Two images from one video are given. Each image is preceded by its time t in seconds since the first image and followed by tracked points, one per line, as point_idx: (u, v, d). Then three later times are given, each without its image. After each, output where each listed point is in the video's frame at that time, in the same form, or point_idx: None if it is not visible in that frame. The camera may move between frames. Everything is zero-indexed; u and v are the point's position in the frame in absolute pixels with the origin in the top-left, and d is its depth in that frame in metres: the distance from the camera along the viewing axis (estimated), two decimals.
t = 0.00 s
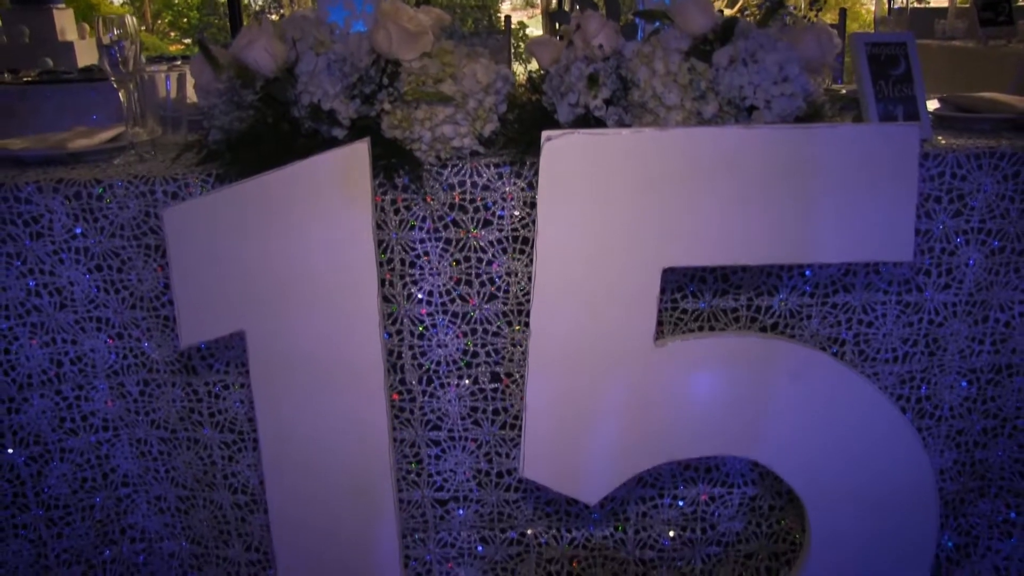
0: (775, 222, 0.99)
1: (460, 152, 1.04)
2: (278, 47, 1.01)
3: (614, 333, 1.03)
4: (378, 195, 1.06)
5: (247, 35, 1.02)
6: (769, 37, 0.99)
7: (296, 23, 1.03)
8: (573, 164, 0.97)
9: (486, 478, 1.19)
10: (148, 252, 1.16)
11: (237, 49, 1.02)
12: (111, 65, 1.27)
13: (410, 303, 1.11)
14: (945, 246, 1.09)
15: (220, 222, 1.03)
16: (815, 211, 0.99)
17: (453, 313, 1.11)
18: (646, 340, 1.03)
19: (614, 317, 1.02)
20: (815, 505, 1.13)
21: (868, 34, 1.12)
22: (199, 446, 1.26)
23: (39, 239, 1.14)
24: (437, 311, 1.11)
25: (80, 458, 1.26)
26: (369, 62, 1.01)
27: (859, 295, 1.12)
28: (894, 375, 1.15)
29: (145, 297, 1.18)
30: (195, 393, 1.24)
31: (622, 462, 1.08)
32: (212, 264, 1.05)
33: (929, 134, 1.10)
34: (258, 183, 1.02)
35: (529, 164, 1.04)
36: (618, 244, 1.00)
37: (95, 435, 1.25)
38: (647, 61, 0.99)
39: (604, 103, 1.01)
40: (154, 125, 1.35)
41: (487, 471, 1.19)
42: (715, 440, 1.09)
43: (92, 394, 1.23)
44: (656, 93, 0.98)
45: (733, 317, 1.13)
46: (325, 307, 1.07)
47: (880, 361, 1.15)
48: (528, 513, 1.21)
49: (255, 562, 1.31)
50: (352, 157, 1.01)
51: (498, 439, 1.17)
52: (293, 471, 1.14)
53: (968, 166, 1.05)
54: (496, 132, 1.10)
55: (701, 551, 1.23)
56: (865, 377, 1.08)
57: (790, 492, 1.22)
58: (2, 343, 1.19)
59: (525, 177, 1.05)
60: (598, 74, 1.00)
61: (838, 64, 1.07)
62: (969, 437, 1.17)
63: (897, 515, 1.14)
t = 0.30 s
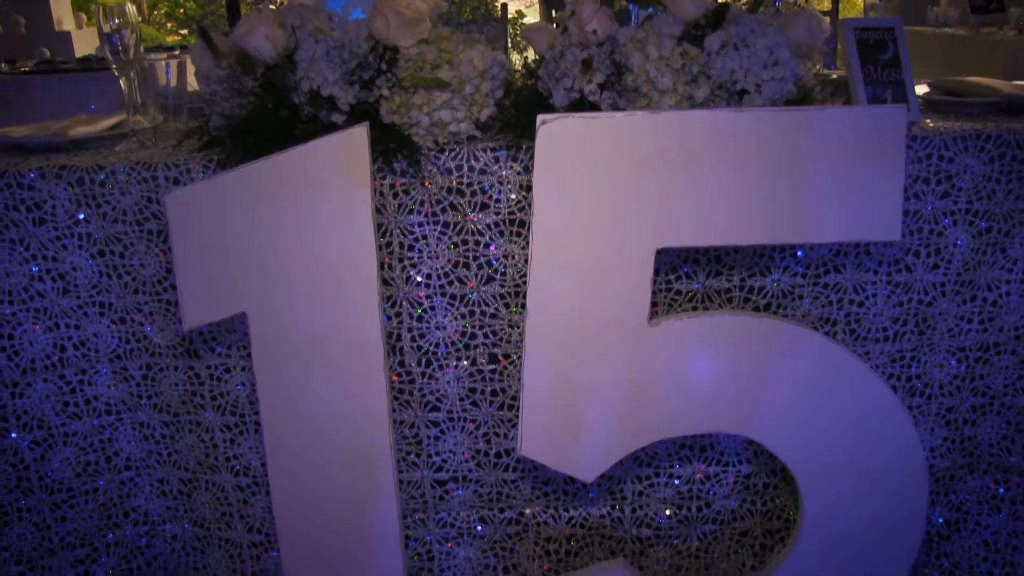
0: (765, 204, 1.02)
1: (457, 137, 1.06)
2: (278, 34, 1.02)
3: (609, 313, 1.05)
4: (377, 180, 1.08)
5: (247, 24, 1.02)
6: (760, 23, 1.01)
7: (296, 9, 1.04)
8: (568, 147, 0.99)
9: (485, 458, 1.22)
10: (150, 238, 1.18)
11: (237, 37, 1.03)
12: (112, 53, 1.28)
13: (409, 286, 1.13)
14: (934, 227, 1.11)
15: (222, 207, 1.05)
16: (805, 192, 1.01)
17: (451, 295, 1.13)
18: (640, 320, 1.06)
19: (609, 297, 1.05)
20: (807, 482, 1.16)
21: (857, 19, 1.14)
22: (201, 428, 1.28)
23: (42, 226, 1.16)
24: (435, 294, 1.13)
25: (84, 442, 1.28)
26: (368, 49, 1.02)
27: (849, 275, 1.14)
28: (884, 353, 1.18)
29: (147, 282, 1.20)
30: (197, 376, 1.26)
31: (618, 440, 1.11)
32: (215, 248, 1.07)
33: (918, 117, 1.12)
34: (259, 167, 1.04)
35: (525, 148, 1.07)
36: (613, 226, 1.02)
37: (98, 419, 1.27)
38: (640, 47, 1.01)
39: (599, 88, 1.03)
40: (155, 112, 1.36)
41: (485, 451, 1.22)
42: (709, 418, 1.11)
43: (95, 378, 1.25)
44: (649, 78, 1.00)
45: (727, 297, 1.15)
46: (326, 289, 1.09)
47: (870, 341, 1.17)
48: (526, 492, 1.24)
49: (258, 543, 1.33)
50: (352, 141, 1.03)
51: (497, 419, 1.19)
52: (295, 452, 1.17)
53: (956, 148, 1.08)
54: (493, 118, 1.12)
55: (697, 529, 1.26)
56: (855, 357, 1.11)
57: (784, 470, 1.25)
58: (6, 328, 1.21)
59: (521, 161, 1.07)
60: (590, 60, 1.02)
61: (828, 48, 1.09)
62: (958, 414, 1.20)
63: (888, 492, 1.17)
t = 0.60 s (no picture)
0: (759, 196, 1.03)
1: (456, 130, 1.07)
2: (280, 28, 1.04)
3: (605, 303, 1.07)
4: (376, 172, 1.10)
5: (248, 18, 1.04)
6: (753, 17, 1.03)
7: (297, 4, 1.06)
8: (566, 139, 1.01)
9: (483, 448, 1.24)
10: (152, 229, 1.19)
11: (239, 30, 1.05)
12: (113, 45, 1.31)
13: (409, 277, 1.14)
14: (925, 219, 1.13)
15: (224, 198, 1.07)
16: (799, 184, 1.03)
17: (450, 286, 1.15)
18: (636, 311, 1.08)
19: (606, 288, 1.06)
20: (800, 469, 1.17)
21: (850, 14, 1.16)
22: (202, 418, 1.29)
23: (45, 217, 1.17)
24: (434, 284, 1.15)
25: (86, 431, 1.29)
26: (368, 42, 1.04)
27: (842, 267, 1.16)
28: (877, 344, 1.20)
29: (149, 273, 1.21)
30: (199, 366, 1.27)
31: (614, 428, 1.12)
32: (218, 239, 1.08)
33: (910, 111, 1.14)
34: (261, 158, 1.05)
35: (523, 141, 1.08)
36: (609, 216, 1.04)
37: (100, 408, 1.28)
38: (636, 41, 1.02)
39: (595, 82, 1.04)
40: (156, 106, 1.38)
41: (483, 441, 1.23)
42: (703, 407, 1.13)
43: (97, 368, 1.26)
44: (645, 71, 1.02)
45: (722, 289, 1.17)
46: (326, 279, 1.10)
47: (863, 332, 1.19)
48: (524, 481, 1.25)
49: (258, 532, 1.35)
50: (353, 133, 1.04)
51: (495, 409, 1.21)
52: (296, 441, 1.18)
53: (947, 141, 1.09)
54: (491, 111, 1.13)
55: (692, 517, 1.28)
56: (848, 347, 1.13)
57: (778, 459, 1.27)
58: (9, 318, 1.22)
59: (519, 153, 1.09)
60: (587, 54, 1.03)
61: (821, 43, 1.10)
62: (950, 404, 1.22)
63: (880, 481, 1.19)
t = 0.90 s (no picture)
0: (757, 191, 1.05)
1: (457, 123, 1.08)
2: (284, 21, 1.05)
3: (605, 296, 1.08)
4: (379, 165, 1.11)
5: (253, 11, 1.05)
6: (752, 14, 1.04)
7: None
8: (567, 134, 1.02)
9: (482, 439, 1.25)
10: (156, 219, 1.20)
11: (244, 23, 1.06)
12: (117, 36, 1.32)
13: (410, 269, 1.16)
14: (922, 216, 1.14)
15: (229, 189, 1.08)
16: (796, 180, 1.04)
17: (450, 278, 1.16)
18: (635, 304, 1.09)
19: (605, 280, 1.08)
20: (795, 462, 1.19)
21: (849, 12, 1.17)
22: (204, 407, 1.30)
23: (49, 207, 1.18)
24: (434, 277, 1.16)
25: (88, 420, 1.30)
26: (372, 36, 1.05)
27: (839, 262, 1.17)
28: (873, 339, 1.21)
29: (152, 263, 1.22)
30: (200, 356, 1.28)
31: (612, 420, 1.14)
32: (222, 229, 1.10)
33: (907, 108, 1.15)
34: (265, 150, 1.06)
35: (524, 135, 1.09)
36: (608, 209, 1.05)
37: (102, 397, 1.29)
38: (637, 36, 1.03)
39: (596, 77, 1.05)
40: (159, 98, 1.39)
41: (482, 432, 1.25)
42: (700, 399, 1.14)
43: (100, 357, 1.27)
44: (646, 66, 1.03)
45: (720, 283, 1.19)
46: (328, 270, 1.11)
47: (860, 326, 1.20)
48: (522, 472, 1.27)
49: (258, 521, 1.36)
50: (356, 125, 1.05)
51: (494, 401, 1.22)
52: (297, 430, 1.19)
53: (943, 139, 1.11)
54: (492, 105, 1.14)
55: (688, 509, 1.29)
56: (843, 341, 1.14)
57: (774, 452, 1.28)
58: (13, 307, 1.23)
59: (520, 147, 1.10)
60: (589, 49, 1.05)
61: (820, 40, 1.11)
62: (945, 399, 1.23)
63: (875, 474, 1.20)
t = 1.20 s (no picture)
0: (757, 186, 1.06)
1: (461, 119, 1.10)
2: (291, 17, 1.06)
3: (606, 290, 1.10)
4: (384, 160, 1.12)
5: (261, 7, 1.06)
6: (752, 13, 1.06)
7: None
8: (570, 129, 1.04)
9: (484, 432, 1.26)
10: (163, 212, 1.21)
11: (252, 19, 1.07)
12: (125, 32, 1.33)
13: (414, 263, 1.17)
14: (919, 212, 1.16)
15: (236, 183, 1.09)
16: (795, 176, 1.06)
17: (453, 272, 1.18)
18: (636, 297, 1.10)
19: (607, 274, 1.09)
20: (793, 455, 1.20)
21: (847, 12, 1.18)
22: (208, 400, 1.32)
23: (57, 200, 1.20)
24: (438, 271, 1.18)
25: (94, 412, 1.31)
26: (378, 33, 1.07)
27: (838, 258, 1.19)
28: (871, 334, 1.23)
29: (159, 256, 1.23)
30: (206, 349, 1.30)
31: (613, 413, 1.15)
32: (228, 223, 1.11)
33: (905, 106, 1.17)
34: (272, 145, 1.08)
35: (527, 131, 1.11)
36: (610, 204, 1.06)
37: (108, 389, 1.31)
38: (639, 34, 1.05)
39: (599, 74, 1.07)
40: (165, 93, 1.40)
41: (484, 425, 1.26)
42: (700, 393, 1.16)
43: (106, 349, 1.29)
44: (648, 64, 1.04)
45: (719, 278, 1.20)
46: (334, 263, 1.13)
47: (857, 321, 1.22)
48: (524, 465, 1.28)
49: (262, 513, 1.37)
50: (363, 120, 1.07)
51: (496, 394, 1.24)
52: (301, 422, 1.21)
53: (940, 136, 1.12)
54: (495, 102, 1.16)
55: (688, 502, 1.31)
56: (841, 335, 1.16)
57: (773, 446, 1.30)
58: (20, 299, 1.24)
59: (523, 144, 1.12)
60: (591, 47, 1.06)
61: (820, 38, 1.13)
62: (941, 393, 1.25)
63: (873, 468, 1.21)
